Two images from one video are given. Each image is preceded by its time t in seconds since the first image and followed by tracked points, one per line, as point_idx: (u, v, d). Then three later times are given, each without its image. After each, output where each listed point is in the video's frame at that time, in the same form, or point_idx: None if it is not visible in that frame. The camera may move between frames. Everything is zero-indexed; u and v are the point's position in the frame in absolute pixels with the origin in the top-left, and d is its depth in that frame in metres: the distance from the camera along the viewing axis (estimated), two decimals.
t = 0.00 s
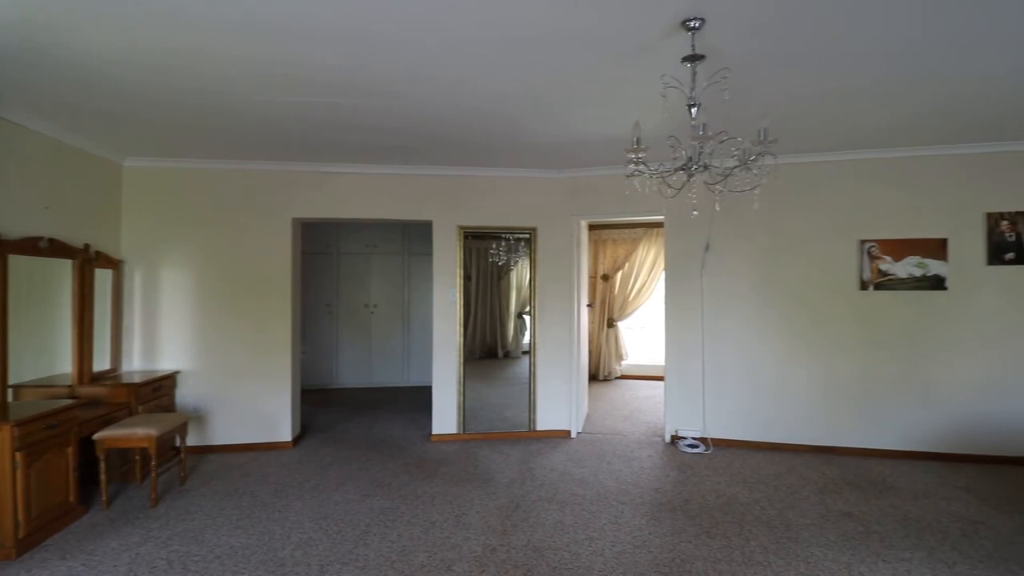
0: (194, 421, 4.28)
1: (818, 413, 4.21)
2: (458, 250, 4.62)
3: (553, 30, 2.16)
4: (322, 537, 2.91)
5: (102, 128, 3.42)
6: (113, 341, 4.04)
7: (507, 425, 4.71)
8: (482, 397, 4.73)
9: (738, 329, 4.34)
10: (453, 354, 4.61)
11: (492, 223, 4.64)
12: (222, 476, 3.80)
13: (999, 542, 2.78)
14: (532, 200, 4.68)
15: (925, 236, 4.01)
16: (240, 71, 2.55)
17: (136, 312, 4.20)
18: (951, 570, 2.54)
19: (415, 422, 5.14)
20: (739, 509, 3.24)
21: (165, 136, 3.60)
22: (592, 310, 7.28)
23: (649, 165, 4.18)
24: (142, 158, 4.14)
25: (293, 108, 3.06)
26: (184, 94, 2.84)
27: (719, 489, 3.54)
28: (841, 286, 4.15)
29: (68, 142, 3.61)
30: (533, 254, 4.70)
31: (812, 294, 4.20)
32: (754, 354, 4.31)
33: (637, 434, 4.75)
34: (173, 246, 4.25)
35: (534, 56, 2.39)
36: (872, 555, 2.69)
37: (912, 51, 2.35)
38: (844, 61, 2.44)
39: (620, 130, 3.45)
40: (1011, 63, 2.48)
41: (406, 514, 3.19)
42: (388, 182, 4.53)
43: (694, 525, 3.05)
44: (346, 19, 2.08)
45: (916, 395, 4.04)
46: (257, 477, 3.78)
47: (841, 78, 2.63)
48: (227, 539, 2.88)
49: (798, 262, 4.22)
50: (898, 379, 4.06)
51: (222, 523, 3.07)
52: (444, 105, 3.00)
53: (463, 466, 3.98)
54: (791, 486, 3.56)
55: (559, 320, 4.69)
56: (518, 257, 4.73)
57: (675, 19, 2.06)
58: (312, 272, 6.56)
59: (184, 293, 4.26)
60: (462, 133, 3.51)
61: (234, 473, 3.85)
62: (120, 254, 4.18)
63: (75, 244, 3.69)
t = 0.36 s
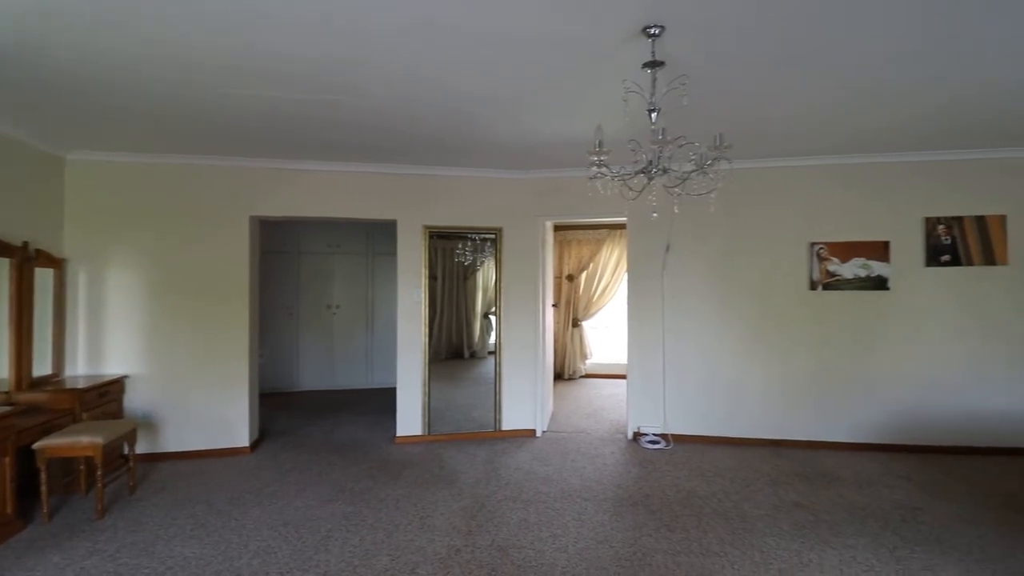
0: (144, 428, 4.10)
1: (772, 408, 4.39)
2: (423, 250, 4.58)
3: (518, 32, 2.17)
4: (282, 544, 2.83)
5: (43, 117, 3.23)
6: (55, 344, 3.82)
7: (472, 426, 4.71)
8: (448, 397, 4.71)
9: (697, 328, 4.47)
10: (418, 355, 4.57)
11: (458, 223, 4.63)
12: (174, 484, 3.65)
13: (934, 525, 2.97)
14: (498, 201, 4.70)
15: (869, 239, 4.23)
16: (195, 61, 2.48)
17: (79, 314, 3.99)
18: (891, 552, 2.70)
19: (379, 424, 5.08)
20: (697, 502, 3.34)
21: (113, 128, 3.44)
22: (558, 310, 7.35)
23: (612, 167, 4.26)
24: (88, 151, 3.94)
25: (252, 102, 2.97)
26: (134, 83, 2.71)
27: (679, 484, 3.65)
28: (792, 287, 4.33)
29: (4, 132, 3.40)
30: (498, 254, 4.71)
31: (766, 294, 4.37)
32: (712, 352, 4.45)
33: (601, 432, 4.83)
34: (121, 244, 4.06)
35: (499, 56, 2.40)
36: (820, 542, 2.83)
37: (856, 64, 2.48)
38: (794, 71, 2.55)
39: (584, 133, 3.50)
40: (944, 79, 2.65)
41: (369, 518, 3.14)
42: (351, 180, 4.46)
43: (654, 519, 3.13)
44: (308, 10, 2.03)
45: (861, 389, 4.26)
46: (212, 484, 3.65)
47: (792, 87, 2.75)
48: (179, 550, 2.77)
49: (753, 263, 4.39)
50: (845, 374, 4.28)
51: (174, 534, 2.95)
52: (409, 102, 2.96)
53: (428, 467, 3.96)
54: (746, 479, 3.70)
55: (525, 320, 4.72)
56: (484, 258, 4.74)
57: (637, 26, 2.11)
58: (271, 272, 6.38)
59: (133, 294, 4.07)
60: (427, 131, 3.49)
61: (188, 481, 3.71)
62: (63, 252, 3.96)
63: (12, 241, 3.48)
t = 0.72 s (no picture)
0: (89, 435, 3.88)
1: (729, 404, 4.54)
2: (388, 249, 4.52)
3: (484, 31, 2.18)
4: (238, 552, 2.75)
5: None
6: None
7: (437, 426, 4.68)
8: (412, 398, 4.67)
9: (658, 327, 4.58)
10: (382, 355, 4.50)
11: (423, 222, 4.59)
12: (123, 493, 3.48)
13: (877, 512, 3.15)
14: (463, 201, 4.69)
15: (820, 241, 4.44)
16: (147, 57, 2.38)
17: (17, 315, 3.75)
18: (839, 539, 2.84)
19: (341, 427, 4.98)
20: (658, 497, 3.43)
21: (56, 120, 3.25)
22: (524, 310, 7.39)
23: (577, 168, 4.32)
24: (27, 142, 3.72)
25: (210, 97, 2.88)
26: (78, 74, 2.57)
27: (640, 479, 3.73)
28: (748, 286, 4.50)
29: None
30: (463, 254, 4.70)
31: (724, 294, 4.52)
32: (673, 350, 4.57)
33: (565, 430, 4.88)
34: (64, 241, 3.84)
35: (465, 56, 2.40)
36: (774, 531, 2.94)
37: (806, 74, 2.60)
38: (763, 76, 2.63)
39: (549, 134, 3.53)
40: (888, 89, 2.80)
41: (330, 522, 3.08)
42: (313, 177, 4.36)
43: (616, 514, 3.19)
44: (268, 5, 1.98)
45: (812, 385, 4.46)
46: (164, 492, 3.50)
47: (748, 94, 2.85)
48: (127, 562, 2.65)
49: (711, 264, 4.53)
50: (798, 371, 4.47)
51: (121, 545, 2.81)
52: (374, 99, 2.93)
53: (392, 469, 3.92)
54: (705, 472, 3.82)
55: (491, 320, 4.72)
56: (450, 257, 4.72)
57: (599, 29, 2.15)
58: (228, 271, 6.16)
59: (76, 294, 3.86)
60: (392, 128, 3.44)
61: (138, 489, 3.54)
62: None
63: None
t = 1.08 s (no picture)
0: (29, 444, 3.67)
1: (689, 400, 4.67)
2: (350, 248, 4.44)
3: (447, 30, 2.17)
4: (191, 562, 2.65)
5: None
6: None
7: (402, 427, 4.62)
8: (376, 400, 4.60)
9: (622, 327, 4.67)
10: (345, 356, 4.41)
11: (388, 221, 4.53)
12: (66, 504, 3.30)
13: (826, 502, 3.30)
14: (429, 201, 4.65)
15: (774, 243, 4.62)
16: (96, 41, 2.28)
17: None
18: (791, 528, 2.96)
19: (302, 430, 4.86)
20: (620, 492, 3.49)
21: None
22: (490, 309, 7.39)
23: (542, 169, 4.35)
24: None
25: (165, 87, 2.77)
26: (17, 58, 2.44)
27: (604, 475, 3.79)
28: (708, 287, 4.63)
29: None
30: (429, 254, 4.67)
31: (685, 294, 4.64)
32: (636, 349, 4.66)
33: (531, 429, 4.91)
34: None
35: (429, 54, 2.39)
36: (730, 522, 3.04)
37: (762, 83, 2.70)
38: (751, 87, 2.75)
39: (514, 134, 3.55)
40: (837, 100, 2.94)
41: (290, 528, 3.01)
42: (272, 173, 4.24)
43: (580, 511, 3.23)
44: (259, 2, 1.96)
45: (767, 381, 4.63)
46: (112, 502, 3.34)
47: (705, 101, 2.94)
48: None
49: (673, 264, 4.64)
50: (753, 368, 4.63)
51: (63, 559, 2.67)
52: (337, 95, 2.88)
53: (355, 472, 3.85)
54: (666, 467, 3.92)
55: (456, 320, 4.70)
56: (416, 257, 4.68)
57: (561, 32, 2.17)
58: (182, 269, 5.92)
59: (15, 293, 3.64)
60: (357, 125, 3.38)
61: (82, 499, 3.37)
62: None
63: None
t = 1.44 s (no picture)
0: None
1: (652, 398, 4.77)
2: (312, 247, 4.33)
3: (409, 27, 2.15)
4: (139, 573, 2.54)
5: None
6: None
7: (366, 429, 4.56)
8: (339, 401, 4.51)
9: (586, 326, 4.73)
10: (306, 358, 4.31)
11: (351, 219, 4.45)
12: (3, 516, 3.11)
13: (780, 493, 3.43)
14: (394, 199, 4.59)
15: (733, 245, 4.76)
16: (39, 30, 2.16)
17: None
18: (747, 520, 3.06)
19: (261, 434, 4.72)
20: (584, 489, 3.53)
21: None
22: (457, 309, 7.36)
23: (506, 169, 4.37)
24: None
25: (114, 79, 2.65)
26: None
27: (568, 473, 3.83)
28: (670, 286, 4.75)
29: None
30: (394, 253, 4.61)
31: (647, 293, 4.74)
32: (601, 348, 4.73)
33: (497, 428, 4.92)
34: None
35: (392, 51, 2.35)
36: (690, 516, 3.12)
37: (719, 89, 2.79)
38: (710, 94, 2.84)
39: (479, 134, 3.55)
40: (790, 108, 3.07)
41: (247, 535, 2.92)
42: (229, 169, 4.10)
43: (544, 508, 3.26)
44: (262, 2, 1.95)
45: (726, 378, 4.78)
46: (54, 513, 3.17)
47: (665, 105, 3.01)
48: None
49: (637, 265, 4.73)
50: (713, 365, 4.77)
51: None
52: (298, 90, 2.81)
53: (317, 476, 3.77)
54: (629, 464, 3.99)
55: (422, 320, 4.66)
56: (381, 256, 4.62)
57: (523, 32, 2.18)
58: (132, 268, 5.65)
59: None
60: (319, 120, 3.30)
61: (21, 511, 3.18)
62: None
63: None
